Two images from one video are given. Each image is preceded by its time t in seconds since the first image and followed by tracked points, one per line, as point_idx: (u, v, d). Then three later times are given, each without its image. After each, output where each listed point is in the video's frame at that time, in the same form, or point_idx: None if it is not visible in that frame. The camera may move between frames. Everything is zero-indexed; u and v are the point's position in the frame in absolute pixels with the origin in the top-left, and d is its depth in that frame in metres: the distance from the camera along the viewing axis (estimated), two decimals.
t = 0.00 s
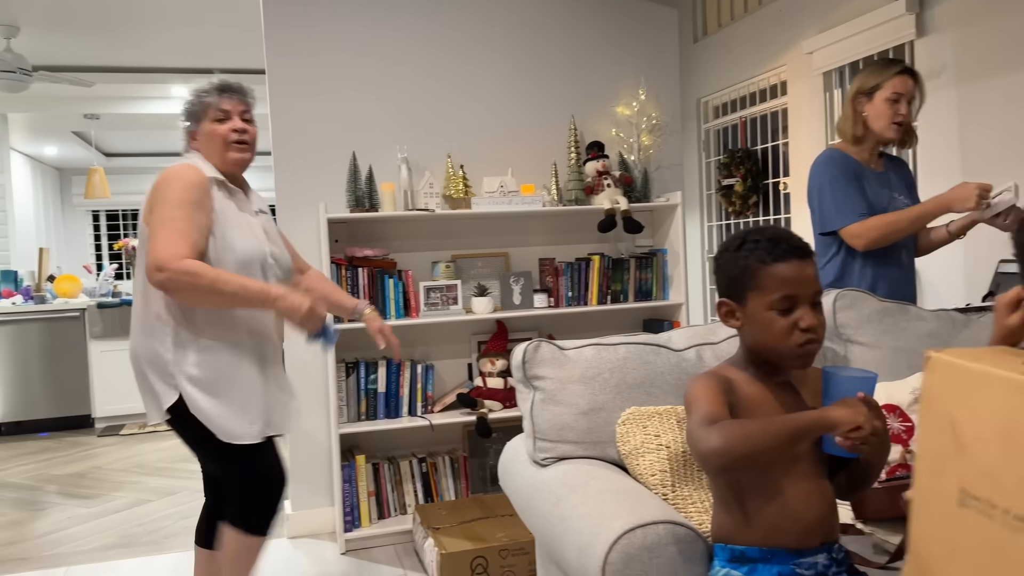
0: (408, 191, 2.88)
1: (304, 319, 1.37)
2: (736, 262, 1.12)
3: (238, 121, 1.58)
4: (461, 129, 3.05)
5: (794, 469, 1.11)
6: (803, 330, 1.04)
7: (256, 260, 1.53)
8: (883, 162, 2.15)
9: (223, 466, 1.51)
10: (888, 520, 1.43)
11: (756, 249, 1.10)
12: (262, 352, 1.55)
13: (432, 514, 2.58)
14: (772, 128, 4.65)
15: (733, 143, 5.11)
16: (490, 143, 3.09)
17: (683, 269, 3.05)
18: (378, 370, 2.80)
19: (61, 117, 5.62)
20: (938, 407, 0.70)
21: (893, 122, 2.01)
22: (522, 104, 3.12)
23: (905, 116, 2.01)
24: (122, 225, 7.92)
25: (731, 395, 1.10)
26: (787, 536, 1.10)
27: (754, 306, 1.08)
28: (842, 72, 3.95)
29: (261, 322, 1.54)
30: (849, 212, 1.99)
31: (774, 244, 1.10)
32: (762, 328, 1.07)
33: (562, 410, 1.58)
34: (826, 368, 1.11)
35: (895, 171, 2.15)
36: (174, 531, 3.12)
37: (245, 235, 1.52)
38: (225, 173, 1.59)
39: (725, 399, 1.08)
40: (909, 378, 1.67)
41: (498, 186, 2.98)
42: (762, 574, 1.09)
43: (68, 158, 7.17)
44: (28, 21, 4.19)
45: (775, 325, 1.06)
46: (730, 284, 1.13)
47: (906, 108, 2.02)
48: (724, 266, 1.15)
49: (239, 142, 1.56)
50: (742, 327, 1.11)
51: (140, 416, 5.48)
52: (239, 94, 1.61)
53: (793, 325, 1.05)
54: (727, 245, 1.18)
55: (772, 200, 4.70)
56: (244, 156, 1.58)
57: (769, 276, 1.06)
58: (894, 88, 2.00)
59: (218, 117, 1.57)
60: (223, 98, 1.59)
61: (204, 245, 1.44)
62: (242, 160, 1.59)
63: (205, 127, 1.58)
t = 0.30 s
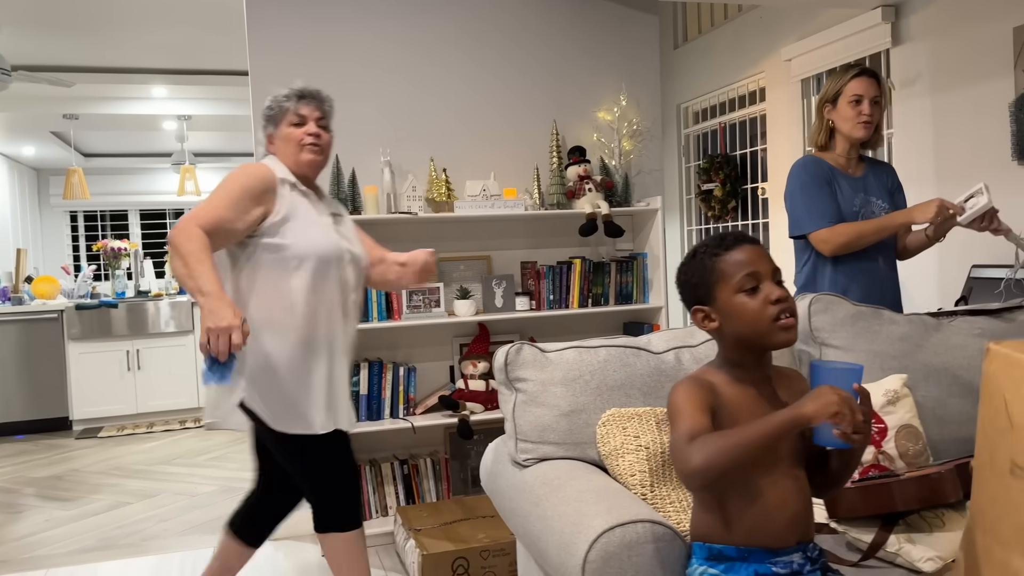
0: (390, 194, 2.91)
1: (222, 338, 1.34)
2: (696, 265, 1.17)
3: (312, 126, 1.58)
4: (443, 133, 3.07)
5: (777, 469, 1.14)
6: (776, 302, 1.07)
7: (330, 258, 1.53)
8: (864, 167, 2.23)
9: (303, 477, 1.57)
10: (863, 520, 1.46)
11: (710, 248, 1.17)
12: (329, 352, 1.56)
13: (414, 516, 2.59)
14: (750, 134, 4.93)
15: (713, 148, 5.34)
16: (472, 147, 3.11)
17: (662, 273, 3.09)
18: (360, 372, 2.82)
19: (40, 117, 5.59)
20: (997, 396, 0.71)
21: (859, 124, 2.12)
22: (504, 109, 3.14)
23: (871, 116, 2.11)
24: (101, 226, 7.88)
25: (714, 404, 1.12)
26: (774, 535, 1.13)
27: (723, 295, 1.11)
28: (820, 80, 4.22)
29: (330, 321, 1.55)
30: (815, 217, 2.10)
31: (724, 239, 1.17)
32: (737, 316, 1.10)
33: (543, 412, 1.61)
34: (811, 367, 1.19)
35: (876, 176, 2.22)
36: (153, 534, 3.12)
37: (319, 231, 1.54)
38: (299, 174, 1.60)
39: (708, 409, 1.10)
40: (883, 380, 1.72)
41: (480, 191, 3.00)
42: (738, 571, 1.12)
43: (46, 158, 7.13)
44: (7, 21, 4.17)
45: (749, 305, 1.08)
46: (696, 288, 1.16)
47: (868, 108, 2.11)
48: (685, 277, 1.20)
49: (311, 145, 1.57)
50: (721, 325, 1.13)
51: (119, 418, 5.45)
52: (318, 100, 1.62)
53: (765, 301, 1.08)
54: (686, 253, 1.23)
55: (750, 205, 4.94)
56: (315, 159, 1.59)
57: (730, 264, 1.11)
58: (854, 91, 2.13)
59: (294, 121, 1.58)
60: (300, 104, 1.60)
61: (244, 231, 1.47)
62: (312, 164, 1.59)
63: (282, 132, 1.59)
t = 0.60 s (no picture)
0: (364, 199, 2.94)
1: (304, 323, 1.33)
2: (652, 270, 1.20)
3: (361, 119, 1.56)
4: (417, 138, 3.09)
5: (724, 469, 1.17)
6: (730, 304, 1.11)
7: (375, 244, 1.48)
8: (844, 176, 2.34)
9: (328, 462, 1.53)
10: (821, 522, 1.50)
11: (667, 255, 1.20)
12: (380, 336, 1.51)
13: (386, 519, 2.61)
14: (725, 141, 4.99)
15: (688, 154, 5.42)
16: (446, 153, 3.13)
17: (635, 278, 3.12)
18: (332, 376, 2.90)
19: (13, 119, 5.55)
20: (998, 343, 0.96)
21: (837, 133, 2.24)
22: (479, 115, 3.17)
23: (847, 126, 2.23)
24: (76, 228, 7.80)
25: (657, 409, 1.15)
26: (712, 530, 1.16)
27: (679, 298, 1.14)
28: (792, 88, 4.30)
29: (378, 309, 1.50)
30: (784, 219, 2.21)
31: (681, 246, 1.20)
32: (692, 317, 1.13)
33: (511, 416, 1.63)
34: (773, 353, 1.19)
35: (851, 185, 2.31)
36: (124, 538, 3.12)
37: (364, 218, 1.49)
38: (349, 171, 1.57)
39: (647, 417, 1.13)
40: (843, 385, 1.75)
41: (455, 196, 3.01)
42: (694, 570, 1.15)
43: (19, 161, 7.07)
44: None
45: (704, 307, 1.11)
46: (652, 292, 1.19)
47: (848, 119, 2.24)
48: (641, 283, 1.22)
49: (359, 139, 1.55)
50: (676, 327, 1.16)
51: (92, 422, 5.41)
52: (369, 96, 1.59)
53: (719, 304, 1.11)
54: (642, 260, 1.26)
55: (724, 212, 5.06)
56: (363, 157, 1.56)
57: (685, 267, 1.14)
58: (835, 102, 2.25)
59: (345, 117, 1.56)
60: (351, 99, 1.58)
61: (300, 230, 1.46)
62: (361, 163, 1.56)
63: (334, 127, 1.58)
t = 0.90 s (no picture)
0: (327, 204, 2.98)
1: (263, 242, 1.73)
2: (608, 274, 1.21)
3: (394, 123, 1.86)
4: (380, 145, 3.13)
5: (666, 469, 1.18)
6: (687, 310, 1.18)
7: (393, 249, 1.82)
8: (806, 184, 2.38)
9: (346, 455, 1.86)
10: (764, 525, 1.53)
11: (622, 260, 1.22)
12: (408, 322, 1.85)
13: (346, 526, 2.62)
14: (691, 148, 5.07)
15: (655, 161, 5.47)
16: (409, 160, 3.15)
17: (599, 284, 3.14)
18: (295, 383, 2.94)
19: None
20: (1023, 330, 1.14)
21: (798, 143, 2.29)
22: (442, 122, 3.19)
23: (807, 136, 2.28)
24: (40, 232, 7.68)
25: (591, 431, 1.17)
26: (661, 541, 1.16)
27: (641, 301, 1.17)
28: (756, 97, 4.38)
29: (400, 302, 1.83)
30: (744, 226, 2.26)
31: (629, 254, 1.24)
32: (654, 322, 1.17)
33: (463, 422, 1.64)
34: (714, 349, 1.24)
35: (814, 194, 2.36)
36: (82, 545, 3.09)
37: (382, 227, 1.82)
38: (384, 167, 1.87)
39: (582, 441, 1.15)
40: (791, 390, 1.81)
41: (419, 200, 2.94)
42: (637, 571, 1.16)
43: None
44: None
45: (665, 312, 1.16)
46: (608, 296, 1.20)
47: (806, 130, 2.28)
48: (590, 286, 1.23)
49: (391, 139, 1.84)
50: (633, 330, 1.18)
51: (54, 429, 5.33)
52: (400, 100, 1.90)
53: (678, 310, 1.17)
54: (587, 268, 1.28)
55: (690, 217, 5.12)
56: (395, 152, 1.84)
57: (641, 273, 1.18)
58: (795, 113, 2.30)
59: (380, 120, 1.87)
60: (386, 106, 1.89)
61: (332, 241, 1.84)
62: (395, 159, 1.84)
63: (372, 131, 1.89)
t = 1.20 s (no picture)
0: (300, 210, 2.98)
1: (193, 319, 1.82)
2: (586, 293, 1.19)
3: (415, 125, 1.95)
4: (355, 151, 3.13)
5: (635, 482, 1.21)
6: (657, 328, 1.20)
7: (398, 254, 1.90)
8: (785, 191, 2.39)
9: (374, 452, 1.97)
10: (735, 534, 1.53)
11: (600, 278, 1.20)
12: (414, 323, 1.92)
13: (319, 535, 2.60)
14: (666, 154, 5.09)
15: (632, 167, 5.50)
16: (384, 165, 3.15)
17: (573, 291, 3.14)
18: (266, 391, 2.92)
19: None
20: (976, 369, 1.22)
21: (776, 152, 2.30)
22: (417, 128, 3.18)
23: (785, 144, 2.29)
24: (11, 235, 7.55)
25: (568, 451, 1.19)
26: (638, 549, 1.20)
27: (621, 322, 1.17)
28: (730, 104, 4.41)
29: (404, 305, 1.91)
30: (724, 234, 2.27)
31: (598, 271, 1.21)
32: (631, 345, 1.18)
33: (433, 430, 1.63)
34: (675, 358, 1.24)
35: (794, 203, 2.37)
36: (50, 555, 3.05)
37: (393, 231, 1.91)
38: (407, 170, 1.95)
39: (561, 461, 1.18)
40: (760, 398, 1.83)
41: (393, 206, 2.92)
42: None
43: None
44: None
45: (642, 333, 1.18)
46: (582, 319, 1.18)
47: (784, 138, 2.30)
48: (560, 307, 1.21)
49: (413, 139, 1.93)
50: (611, 354, 1.18)
51: (24, 437, 5.24)
52: (422, 104, 2.00)
53: (650, 328, 1.20)
54: (558, 282, 1.24)
55: (666, 223, 5.15)
56: (416, 153, 1.93)
57: (616, 296, 1.17)
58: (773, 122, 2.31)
59: (403, 122, 1.97)
60: (409, 110, 1.99)
61: (346, 242, 1.97)
62: (416, 159, 1.93)
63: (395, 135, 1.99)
